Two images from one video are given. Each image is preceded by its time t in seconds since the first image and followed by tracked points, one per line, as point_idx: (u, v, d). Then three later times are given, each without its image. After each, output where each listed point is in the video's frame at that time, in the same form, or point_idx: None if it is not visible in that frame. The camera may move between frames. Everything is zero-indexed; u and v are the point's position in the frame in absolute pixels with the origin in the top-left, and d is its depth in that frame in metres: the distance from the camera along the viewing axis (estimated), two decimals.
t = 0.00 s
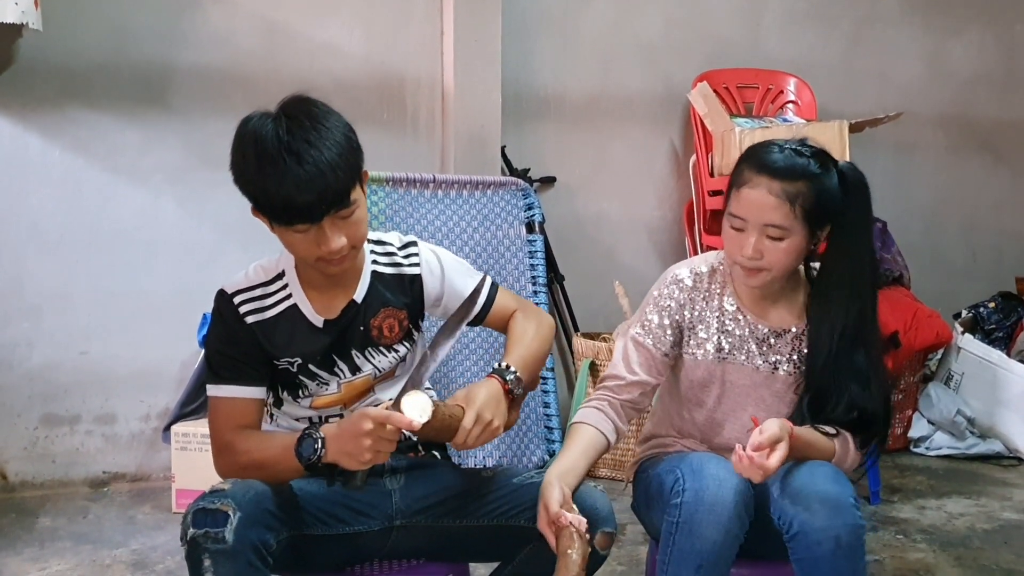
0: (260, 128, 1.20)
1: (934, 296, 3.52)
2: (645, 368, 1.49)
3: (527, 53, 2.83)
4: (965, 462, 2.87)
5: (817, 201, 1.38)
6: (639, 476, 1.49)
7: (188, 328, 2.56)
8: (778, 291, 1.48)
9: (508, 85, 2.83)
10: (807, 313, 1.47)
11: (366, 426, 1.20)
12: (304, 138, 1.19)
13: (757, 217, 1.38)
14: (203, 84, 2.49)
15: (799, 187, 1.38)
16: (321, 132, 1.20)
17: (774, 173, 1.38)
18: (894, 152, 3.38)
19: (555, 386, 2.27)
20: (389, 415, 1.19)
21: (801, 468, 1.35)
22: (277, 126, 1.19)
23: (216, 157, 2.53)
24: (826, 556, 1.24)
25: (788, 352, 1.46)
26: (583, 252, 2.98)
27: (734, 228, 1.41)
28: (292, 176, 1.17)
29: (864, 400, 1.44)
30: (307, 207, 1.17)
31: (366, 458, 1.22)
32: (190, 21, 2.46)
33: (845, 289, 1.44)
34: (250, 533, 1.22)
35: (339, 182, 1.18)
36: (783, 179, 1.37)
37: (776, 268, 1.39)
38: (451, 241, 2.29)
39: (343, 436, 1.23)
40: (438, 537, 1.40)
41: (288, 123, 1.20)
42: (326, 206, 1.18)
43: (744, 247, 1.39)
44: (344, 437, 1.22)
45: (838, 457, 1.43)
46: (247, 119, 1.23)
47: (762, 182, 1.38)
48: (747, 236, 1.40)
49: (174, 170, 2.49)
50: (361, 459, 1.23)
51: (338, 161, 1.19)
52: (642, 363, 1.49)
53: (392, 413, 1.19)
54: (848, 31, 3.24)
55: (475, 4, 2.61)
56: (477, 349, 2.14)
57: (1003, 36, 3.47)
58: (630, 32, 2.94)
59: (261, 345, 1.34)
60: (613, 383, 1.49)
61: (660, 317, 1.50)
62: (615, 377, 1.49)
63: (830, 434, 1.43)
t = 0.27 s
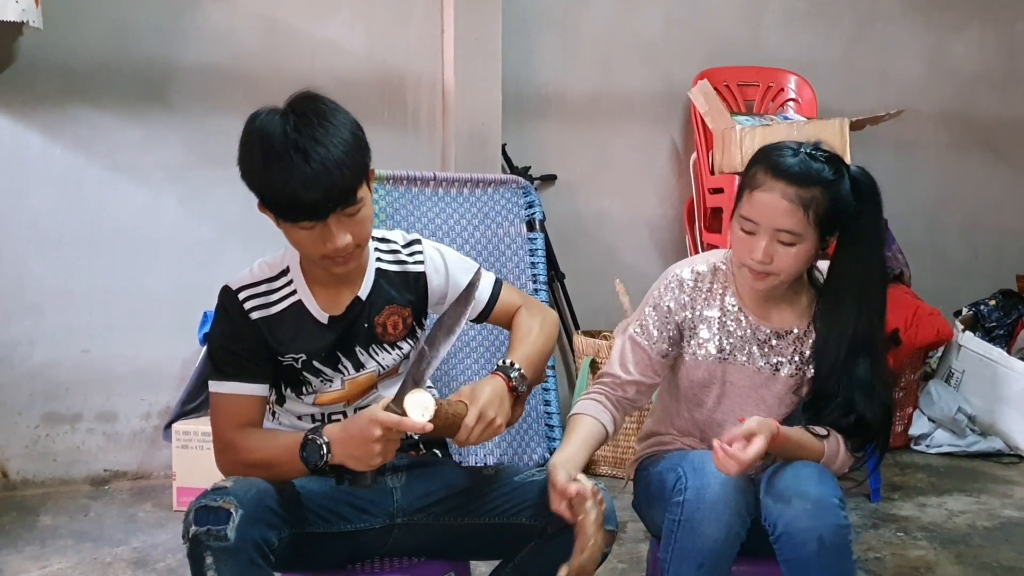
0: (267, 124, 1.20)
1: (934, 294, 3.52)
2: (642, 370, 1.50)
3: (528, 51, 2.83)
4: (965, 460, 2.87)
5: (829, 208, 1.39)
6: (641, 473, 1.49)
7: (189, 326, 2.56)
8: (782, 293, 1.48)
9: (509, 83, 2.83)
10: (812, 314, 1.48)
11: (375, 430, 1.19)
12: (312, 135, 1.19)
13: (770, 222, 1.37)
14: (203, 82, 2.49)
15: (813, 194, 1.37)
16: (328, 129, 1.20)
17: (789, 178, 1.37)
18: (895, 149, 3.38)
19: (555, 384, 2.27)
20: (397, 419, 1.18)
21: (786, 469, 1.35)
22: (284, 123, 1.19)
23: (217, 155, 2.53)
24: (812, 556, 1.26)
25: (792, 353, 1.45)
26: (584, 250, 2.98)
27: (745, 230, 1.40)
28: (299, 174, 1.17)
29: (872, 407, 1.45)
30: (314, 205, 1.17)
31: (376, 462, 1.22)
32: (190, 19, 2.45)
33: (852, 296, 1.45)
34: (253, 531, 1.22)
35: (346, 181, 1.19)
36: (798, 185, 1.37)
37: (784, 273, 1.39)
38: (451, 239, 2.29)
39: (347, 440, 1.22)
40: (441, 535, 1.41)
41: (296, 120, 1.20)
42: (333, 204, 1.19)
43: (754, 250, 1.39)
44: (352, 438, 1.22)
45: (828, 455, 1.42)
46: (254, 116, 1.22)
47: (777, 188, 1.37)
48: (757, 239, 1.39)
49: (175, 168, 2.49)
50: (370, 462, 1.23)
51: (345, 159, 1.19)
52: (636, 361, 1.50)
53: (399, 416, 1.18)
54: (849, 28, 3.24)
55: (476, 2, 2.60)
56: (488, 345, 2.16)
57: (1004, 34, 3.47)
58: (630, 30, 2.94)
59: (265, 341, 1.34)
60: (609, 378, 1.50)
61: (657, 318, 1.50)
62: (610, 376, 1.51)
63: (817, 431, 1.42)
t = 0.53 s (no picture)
0: (271, 124, 1.20)
1: (935, 293, 3.52)
2: (634, 360, 1.52)
3: (528, 49, 2.83)
4: (965, 459, 2.87)
5: (830, 209, 1.38)
6: (642, 472, 1.49)
7: (190, 325, 2.57)
8: (778, 291, 1.47)
9: (509, 82, 2.83)
10: (812, 311, 1.47)
11: (376, 431, 1.18)
12: (315, 135, 1.19)
13: (770, 218, 1.37)
14: (204, 81, 2.50)
15: (816, 194, 1.37)
16: (332, 128, 1.20)
17: (792, 177, 1.37)
18: (895, 148, 3.38)
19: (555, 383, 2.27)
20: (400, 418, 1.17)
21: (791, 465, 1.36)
22: (287, 122, 1.20)
23: (217, 154, 2.53)
24: (815, 556, 1.26)
25: (784, 351, 1.45)
26: (584, 248, 2.98)
27: (744, 225, 1.40)
28: (302, 173, 1.17)
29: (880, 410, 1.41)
30: (317, 205, 1.17)
31: (377, 462, 1.21)
32: (191, 18, 2.46)
33: (852, 297, 1.42)
34: (252, 530, 1.22)
35: (349, 182, 1.18)
36: (801, 185, 1.36)
37: (781, 270, 1.39)
38: (451, 238, 2.30)
39: (350, 441, 1.21)
40: (439, 535, 1.40)
41: (299, 119, 1.20)
42: (336, 205, 1.19)
43: (752, 246, 1.39)
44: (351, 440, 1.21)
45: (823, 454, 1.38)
46: (258, 114, 1.23)
47: (780, 186, 1.37)
48: (756, 235, 1.39)
49: (175, 167, 2.50)
50: (372, 464, 1.21)
51: (349, 160, 1.19)
52: (629, 351, 1.52)
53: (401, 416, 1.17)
54: (849, 27, 3.24)
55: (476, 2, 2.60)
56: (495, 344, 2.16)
57: (1005, 32, 3.47)
58: (631, 29, 2.94)
59: (267, 340, 1.34)
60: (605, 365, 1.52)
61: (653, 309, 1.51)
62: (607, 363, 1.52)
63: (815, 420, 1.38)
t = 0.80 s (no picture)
0: (284, 111, 1.20)
1: (935, 292, 3.52)
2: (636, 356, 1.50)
3: (528, 48, 2.83)
4: (966, 457, 2.87)
5: (827, 190, 1.41)
6: (646, 471, 1.49)
7: (190, 324, 2.56)
8: (770, 280, 1.49)
9: (509, 81, 2.83)
10: (801, 294, 1.49)
11: (382, 448, 1.19)
12: (327, 124, 1.18)
13: (771, 192, 1.39)
14: (204, 80, 2.49)
15: (814, 171, 1.40)
16: (345, 117, 1.21)
17: (792, 153, 1.40)
18: (895, 147, 3.38)
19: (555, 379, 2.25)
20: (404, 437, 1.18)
21: (816, 460, 1.36)
22: (301, 109, 1.19)
23: (217, 153, 2.53)
24: (842, 548, 1.26)
25: (775, 343, 1.47)
26: (585, 247, 2.98)
27: (744, 200, 1.42)
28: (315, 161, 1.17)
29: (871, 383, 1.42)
30: (331, 192, 1.18)
31: (380, 473, 1.22)
32: (191, 17, 2.45)
33: (837, 279, 1.46)
34: (252, 528, 1.22)
35: (360, 169, 1.19)
36: (801, 161, 1.40)
37: (777, 248, 1.41)
38: (451, 236, 2.30)
39: (354, 453, 1.21)
40: (439, 533, 1.40)
41: (313, 106, 1.20)
42: (347, 193, 1.19)
43: (749, 221, 1.41)
44: (356, 452, 1.21)
45: (809, 441, 1.38)
46: (269, 103, 1.22)
47: (780, 161, 1.40)
48: (755, 210, 1.41)
49: (175, 165, 2.49)
50: (373, 475, 1.22)
51: (360, 150, 1.19)
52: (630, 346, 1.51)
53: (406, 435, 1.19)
54: (849, 25, 3.24)
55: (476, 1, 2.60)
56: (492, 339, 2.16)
57: (1006, 31, 3.47)
58: (631, 28, 2.94)
59: (264, 336, 1.33)
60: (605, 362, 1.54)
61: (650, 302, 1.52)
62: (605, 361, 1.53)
63: (814, 399, 1.37)
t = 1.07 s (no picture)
0: (321, 100, 1.21)
1: (936, 290, 3.52)
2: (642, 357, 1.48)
3: (528, 46, 2.83)
4: (967, 455, 2.87)
5: (821, 186, 1.42)
6: (647, 469, 1.48)
7: (190, 322, 2.57)
8: (767, 277, 1.49)
9: (510, 79, 2.83)
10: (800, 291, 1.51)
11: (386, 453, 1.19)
12: (355, 117, 1.20)
13: (768, 190, 1.39)
14: (204, 79, 2.49)
15: (809, 167, 1.41)
16: (379, 114, 1.23)
17: (787, 150, 1.41)
18: (896, 145, 3.38)
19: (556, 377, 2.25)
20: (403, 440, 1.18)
21: (822, 454, 1.35)
22: (338, 101, 1.21)
23: (218, 151, 2.53)
24: (853, 541, 1.26)
25: (775, 339, 1.47)
26: (585, 246, 2.98)
27: (741, 199, 1.42)
28: (342, 152, 1.19)
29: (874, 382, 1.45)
30: (353, 183, 1.19)
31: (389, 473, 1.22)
32: (191, 16, 2.45)
33: (836, 277, 1.46)
34: (253, 527, 1.22)
35: (389, 167, 1.22)
36: (796, 158, 1.40)
37: (776, 246, 1.41)
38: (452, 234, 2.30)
39: (359, 456, 1.21)
40: (438, 531, 1.40)
41: (349, 100, 1.22)
42: (367, 187, 1.21)
43: (747, 220, 1.41)
44: (361, 455, 1.21)
45: (812, 441, 1.40)
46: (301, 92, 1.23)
47: (775, 159, 1.40)
48: (752, 208, 1.41)
49: (175, 164, 2.49)
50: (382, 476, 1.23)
51: (388, 147, 1.22)
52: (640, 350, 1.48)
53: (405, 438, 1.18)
54: (850, 24, 3.24)
55: None
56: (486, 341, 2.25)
57: (1006, 29, 3.47)
58: (631, 26, 2.94)
59: (262, 332, 1.33)
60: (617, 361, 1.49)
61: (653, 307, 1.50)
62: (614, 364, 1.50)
63: (824, 402, 1.39)
